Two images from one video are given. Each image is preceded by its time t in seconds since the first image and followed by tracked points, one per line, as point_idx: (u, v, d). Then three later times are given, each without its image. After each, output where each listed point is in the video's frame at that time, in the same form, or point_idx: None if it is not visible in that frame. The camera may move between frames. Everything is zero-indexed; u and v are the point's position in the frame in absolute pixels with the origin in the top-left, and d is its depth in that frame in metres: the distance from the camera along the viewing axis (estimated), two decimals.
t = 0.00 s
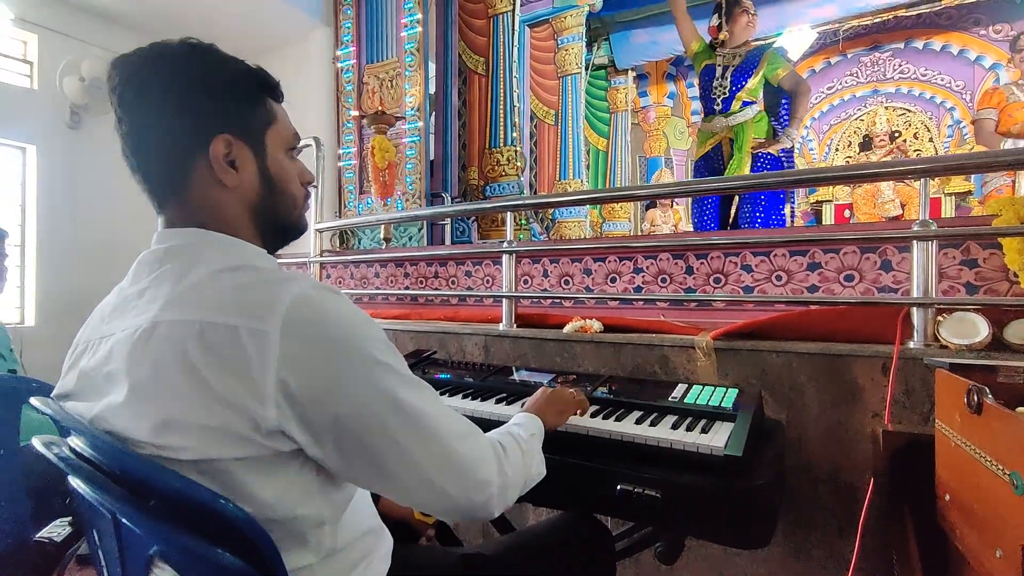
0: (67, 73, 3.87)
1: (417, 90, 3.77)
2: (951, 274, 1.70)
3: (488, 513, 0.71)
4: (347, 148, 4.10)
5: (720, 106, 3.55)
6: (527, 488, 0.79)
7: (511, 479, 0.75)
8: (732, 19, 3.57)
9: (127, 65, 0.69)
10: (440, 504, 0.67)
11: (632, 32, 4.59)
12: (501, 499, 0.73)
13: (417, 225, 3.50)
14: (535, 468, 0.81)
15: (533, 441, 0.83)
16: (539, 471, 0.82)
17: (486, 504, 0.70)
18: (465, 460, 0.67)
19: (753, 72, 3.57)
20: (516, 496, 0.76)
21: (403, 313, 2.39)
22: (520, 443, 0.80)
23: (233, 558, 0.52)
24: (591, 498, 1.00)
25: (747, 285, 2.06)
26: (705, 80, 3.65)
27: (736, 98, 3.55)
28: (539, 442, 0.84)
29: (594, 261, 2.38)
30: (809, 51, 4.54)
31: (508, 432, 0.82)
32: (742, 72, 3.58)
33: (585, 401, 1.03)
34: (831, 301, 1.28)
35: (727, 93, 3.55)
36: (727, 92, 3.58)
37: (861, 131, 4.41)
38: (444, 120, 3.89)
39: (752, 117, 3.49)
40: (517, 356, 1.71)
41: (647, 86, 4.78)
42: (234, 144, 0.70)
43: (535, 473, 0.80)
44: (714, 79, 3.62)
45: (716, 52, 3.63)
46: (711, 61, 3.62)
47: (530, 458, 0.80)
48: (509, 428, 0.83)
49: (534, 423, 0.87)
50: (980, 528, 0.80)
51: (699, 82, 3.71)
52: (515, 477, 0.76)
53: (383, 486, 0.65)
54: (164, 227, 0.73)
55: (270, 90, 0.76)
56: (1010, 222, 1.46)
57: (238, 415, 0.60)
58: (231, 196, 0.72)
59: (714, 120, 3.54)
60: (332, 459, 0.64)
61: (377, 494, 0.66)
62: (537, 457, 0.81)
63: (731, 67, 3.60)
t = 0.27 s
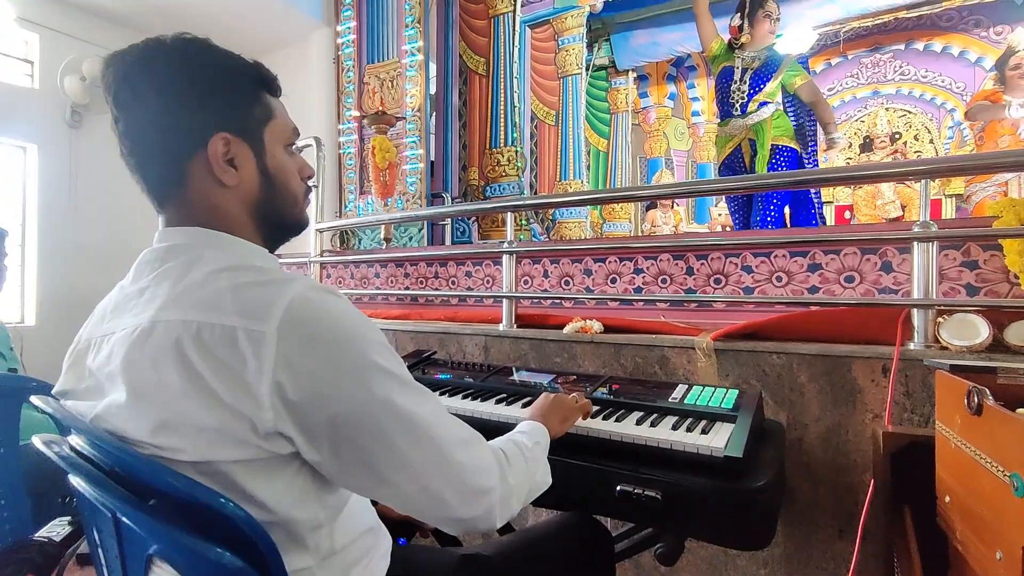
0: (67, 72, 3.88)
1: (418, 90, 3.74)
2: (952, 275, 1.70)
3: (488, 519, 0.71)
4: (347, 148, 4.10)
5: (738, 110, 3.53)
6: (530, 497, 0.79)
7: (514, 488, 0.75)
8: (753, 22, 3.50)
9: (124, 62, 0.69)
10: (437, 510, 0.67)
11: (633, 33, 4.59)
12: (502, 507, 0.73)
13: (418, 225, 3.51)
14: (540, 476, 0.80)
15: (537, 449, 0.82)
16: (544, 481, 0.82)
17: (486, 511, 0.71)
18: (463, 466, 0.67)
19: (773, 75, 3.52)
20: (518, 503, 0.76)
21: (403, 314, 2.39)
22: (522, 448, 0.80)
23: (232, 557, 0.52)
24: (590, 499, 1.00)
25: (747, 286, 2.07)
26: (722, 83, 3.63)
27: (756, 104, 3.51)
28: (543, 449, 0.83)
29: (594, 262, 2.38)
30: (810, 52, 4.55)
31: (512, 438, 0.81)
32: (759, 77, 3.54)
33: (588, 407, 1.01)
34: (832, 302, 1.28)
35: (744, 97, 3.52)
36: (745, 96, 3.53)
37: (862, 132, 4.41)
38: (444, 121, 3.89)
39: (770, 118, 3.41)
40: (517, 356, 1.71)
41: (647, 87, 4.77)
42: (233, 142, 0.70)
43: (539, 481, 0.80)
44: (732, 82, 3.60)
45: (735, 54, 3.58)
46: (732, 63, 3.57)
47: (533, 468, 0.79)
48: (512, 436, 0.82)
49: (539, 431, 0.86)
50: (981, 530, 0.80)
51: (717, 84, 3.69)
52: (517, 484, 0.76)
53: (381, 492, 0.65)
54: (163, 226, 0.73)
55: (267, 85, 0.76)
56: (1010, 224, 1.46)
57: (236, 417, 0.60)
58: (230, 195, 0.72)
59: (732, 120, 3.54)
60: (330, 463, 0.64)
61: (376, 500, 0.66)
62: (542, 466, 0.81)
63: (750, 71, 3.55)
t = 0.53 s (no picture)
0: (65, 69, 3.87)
1: (417, 89, 3.79)
2: (950, 276, 1.70)
3: (484, 517, 0.71)
4: (347, 147, 4.10)
5: (748, 110, 3.50)
6: (526, 494, 0.79)
7: (510, 484, 0.75)
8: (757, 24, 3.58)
9: (126, 59, 0.69)
10: (435, 508, 0.67)
11: (633, 33, 4.59)
12: (499, 505, 0.73)
13: (417, 225, 3.51)
14: (535, 472, 0.81)
15: (533, 445, 0.82)
16: (540, 476, 0.82)
17: (483, 509, 0.70)
18: (461, 464, 0.67)
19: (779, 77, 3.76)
20: (513, 500, 0.76)
21: (401, 313, 2.39)
22: (520, 447, 0.79)
23: (228, 556, 0.51)
24: (588, 498, 1.00)
25: (746, 286, 2.07)
26: (732, 84, 3.61)
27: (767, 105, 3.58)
28: (539, 446, 0.83)
29: (593, 262, 2.38)
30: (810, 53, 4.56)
31: (508, 434, 0.81)
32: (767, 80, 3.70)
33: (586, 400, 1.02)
34: (831, 302, 1.28)
35: (754, 99, 3.54)
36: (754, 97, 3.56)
37: (860, 134, 4.36)
38: (444, 120, 3.89)
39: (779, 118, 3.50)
40: (516, 356, 1.71)
41: (646, 87, 4.81)
42: (233, 140, 0.70)
43: (534, 478, 0.80)
44: (741, 84, 3.61)
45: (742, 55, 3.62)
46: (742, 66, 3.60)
47: (529, 464, 0.80)
48: (508, 432, 0.82)
49: (536, 428, 0.86)
50: (980, 529, 0.79)
51: (722, 88, 3.66)
52: (514, 481, 0.76)
53: (377, 489, 0.65)
54: (160, 223, 0.73)
55: (271, 87, 0.76)
56: (1009, 224, 1.46)
57: (235, 413, 0.60)
58: (229, 192, 0.72)
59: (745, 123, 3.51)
60: (329, 460, 0.64)
61: (372, 498, 0.66)
62: (538, 462, 0.81)
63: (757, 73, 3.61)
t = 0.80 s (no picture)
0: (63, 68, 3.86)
1: (416, 89, 3.79)
2: (948, 277, 1.70)
3: (482, 518, 0.71)
4: (345, 147, 4.09)
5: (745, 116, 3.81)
6: (524, 495, 0.79)
7: (507, 484, 0.75)
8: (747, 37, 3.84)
9: (116, 57, 0.69)
10: (431, 508, 0.66)
11: (632, 34, 4.61)
12: (497, 504, 0.73)
13: (415, 224, 3.51)
14: (533, 473, 0.80)
15: (531, 446, 0.82)
16: (538, 477, 0.82)
17: (480, 509, 0.70)
18: (456, 464, 0.67)
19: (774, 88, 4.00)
20: (513, 500, 0.76)
21: (399, 312, 2.39)
22: (517, 448, 0.79)
23: (222, 557, 0.51)
24: (586, 499, 1.00)
25: (745, 287, 2.07)
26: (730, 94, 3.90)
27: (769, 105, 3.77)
28: (537, 447, 0.83)
29: (591, 262, 2.38)
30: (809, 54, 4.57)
31: (506, 435, 0.81)
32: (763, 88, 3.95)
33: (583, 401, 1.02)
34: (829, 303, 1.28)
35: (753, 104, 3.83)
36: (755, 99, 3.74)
37: (859, 134, 4.38)
38: (443, 119, 3.89)
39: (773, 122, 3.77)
40: (514, 356, 1.71)
41: (645, 87, 4.80)
42: (226, 138, 0.70)
43: (532, 479, 0.80)
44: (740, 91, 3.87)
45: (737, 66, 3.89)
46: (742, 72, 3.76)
47: (527, 466, 0.79)
48: (506, 433, 0.82)
49: (533, 429, 0.85)
50: (976, 530, 0.80)
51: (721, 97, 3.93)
52: (512, 482, 0.76)
53: (373, 489, 0.64)
54: (154, 222, 0.73)
55: (264, 84, 0.75)
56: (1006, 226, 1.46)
57: (228, 412, 0.60)
58: (223, 190, 0.71)
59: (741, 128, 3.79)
60: (324, 460, 0.63)
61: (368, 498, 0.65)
62: (536, 463, 0.81)
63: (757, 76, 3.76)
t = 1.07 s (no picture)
0: (60, 65, 3.85)
1: (415, 88, 3.79)
2: (946, 277, 1.71)
3: (480, 516, 0.71)
4: (344, 146, 4.09)
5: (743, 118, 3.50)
6: (522, 492, 0.79)
7: (505, 482, 0.75)
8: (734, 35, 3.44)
9: (113, 53, 0.68)
10: (430, 507, 0.66)
11: (632, 33, 4.58)
12: (495, 503, 0.73)
13: (414, 223, 3.51)
14: (531, 471, 0.80)
15: (528, 445, 0.82)
16: (535, 475, 0.82)
17: (479, 507, 0.70)
18: (455, 463, 0.67)
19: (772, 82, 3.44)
20: (510, 499, 0.76)
21: (398, 311, 2.39)
22: (515, 446, 0.79)
23: (220, 555, 0.51)
24: (584, 498, 1.00)
25: (743, 286, 2.07)
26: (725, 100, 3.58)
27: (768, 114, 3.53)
28: (535, 445, 0.83)
29: (590, 261, 2.38)
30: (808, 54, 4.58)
31: (503, 433, 0.81)
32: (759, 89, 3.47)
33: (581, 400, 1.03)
34: (827, 303, 1.28)
35: (749, 106, 3.50)
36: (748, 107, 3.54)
37: (858, 134, 4.43)
38: (442, 118, 3.87)
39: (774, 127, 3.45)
40: (512, 355, 1.71)
41: (644, 86, 5.01)
42: (226, 136, 0.69)
43: (530, 477, 0.80)
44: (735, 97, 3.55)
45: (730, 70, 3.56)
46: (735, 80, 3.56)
47: (524, 464, 0.79)
48: (503, 431, 0.82)
49: (530, 427, 0.85)
50: (973, 530, 0.80)
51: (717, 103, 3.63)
52: (510, 480, 0.76)
53: (372, 488, 0.64)
54: (153, 220, 0.72)
55: (261, 82, 0.75)
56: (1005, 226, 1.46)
57: (227, 411, 0.60)
58: (222, 188, 0.71)
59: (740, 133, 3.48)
60: (323, 459, 0.63)
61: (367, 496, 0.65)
62: (533, 462, 0.81)
63: (748, 82, 3.54)
